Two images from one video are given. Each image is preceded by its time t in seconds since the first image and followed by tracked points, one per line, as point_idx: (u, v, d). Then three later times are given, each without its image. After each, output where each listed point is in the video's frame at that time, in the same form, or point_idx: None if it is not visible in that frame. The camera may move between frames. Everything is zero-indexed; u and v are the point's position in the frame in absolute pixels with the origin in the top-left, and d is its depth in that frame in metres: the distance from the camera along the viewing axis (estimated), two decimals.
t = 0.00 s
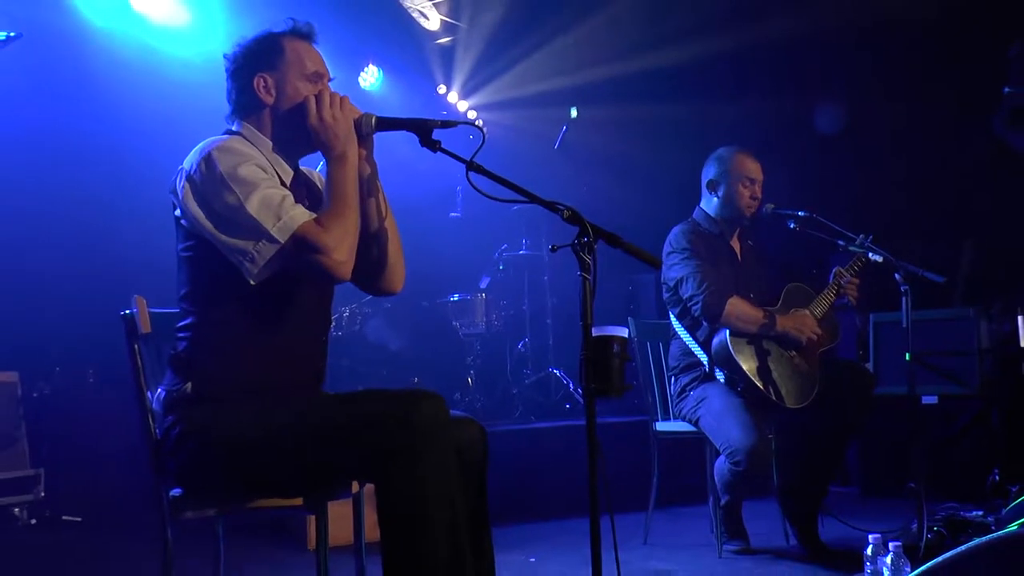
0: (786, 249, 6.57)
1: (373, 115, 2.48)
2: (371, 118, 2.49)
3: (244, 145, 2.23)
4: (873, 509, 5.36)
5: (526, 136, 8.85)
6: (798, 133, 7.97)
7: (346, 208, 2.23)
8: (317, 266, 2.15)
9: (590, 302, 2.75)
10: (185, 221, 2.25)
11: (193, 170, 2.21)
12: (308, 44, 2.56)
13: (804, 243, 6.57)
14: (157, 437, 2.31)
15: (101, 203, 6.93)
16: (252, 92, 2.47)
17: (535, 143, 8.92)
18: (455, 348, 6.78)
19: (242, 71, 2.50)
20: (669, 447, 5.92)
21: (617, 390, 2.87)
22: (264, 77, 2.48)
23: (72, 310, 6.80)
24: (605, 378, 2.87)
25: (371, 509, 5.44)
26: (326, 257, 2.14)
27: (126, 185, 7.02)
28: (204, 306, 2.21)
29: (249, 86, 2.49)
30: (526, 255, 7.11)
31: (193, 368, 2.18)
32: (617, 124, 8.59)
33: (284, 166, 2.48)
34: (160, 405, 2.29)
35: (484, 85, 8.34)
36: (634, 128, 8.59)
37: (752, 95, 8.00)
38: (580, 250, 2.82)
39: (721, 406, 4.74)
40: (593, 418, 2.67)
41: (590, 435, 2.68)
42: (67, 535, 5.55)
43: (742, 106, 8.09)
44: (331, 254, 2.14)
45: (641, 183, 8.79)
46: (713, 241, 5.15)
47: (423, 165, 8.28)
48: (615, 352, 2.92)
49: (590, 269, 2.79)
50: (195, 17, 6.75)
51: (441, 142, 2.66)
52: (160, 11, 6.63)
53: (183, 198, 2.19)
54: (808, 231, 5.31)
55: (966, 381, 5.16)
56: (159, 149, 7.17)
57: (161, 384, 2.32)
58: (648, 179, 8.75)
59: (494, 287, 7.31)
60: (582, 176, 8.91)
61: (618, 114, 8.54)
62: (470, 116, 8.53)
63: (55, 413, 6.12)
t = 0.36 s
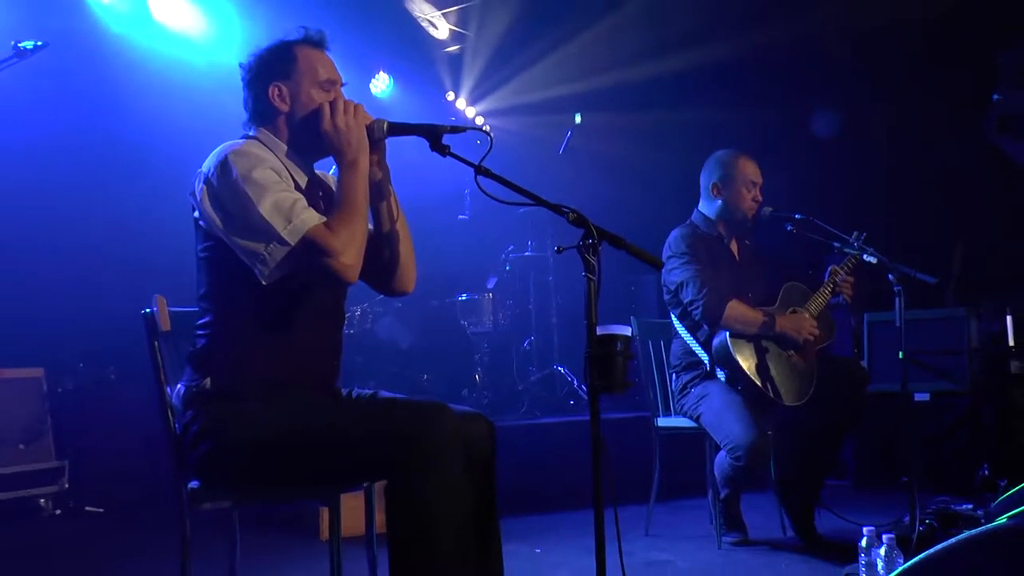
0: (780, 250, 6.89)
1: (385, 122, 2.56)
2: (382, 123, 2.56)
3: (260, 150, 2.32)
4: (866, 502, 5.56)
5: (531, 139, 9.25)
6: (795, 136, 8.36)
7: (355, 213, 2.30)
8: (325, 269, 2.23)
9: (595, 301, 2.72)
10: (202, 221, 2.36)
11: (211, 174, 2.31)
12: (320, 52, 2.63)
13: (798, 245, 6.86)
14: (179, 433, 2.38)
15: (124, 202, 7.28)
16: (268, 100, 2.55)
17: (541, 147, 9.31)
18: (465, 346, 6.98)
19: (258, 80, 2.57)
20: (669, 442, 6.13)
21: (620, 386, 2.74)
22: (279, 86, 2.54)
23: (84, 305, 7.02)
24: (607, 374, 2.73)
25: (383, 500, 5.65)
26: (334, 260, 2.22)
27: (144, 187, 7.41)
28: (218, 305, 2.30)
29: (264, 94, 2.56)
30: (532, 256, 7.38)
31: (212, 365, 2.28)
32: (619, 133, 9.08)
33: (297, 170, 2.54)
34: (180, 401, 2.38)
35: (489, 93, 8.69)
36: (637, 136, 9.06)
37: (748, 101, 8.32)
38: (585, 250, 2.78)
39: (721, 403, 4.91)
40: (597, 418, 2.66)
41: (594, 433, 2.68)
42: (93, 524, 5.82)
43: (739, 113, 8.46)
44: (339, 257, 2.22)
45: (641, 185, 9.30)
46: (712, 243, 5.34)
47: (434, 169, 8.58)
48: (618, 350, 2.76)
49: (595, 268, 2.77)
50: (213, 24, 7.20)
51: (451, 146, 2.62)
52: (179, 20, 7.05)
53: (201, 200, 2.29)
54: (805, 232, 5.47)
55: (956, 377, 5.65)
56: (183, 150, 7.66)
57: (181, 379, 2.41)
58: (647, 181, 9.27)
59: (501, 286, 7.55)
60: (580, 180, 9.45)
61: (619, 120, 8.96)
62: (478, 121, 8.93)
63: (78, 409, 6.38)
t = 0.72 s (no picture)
0: (777, 250, 7.11)
1: (394, 124, 2.56)
2: (390, 125, 2.58)
3: (272, 152, 2.39)
4: (860, 495, 5.73)
5: (535, 142, 9.47)
6: (794, 137, 8.54)
7: (363, 212, 2.34)
8: (333, 268, 2.27)
9: (598, 298, 2.82)
10: (217, 223, 2.44)
11: (225, 176, 2.39)
12: (324, 55, 2.68)
13: (794, 245, 7.08)
14: (196, 425, 2.50)
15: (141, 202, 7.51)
16: (278, 106, 2.60)
17: (545, 149, 9.54)
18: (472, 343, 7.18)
19: (267, 89, 2.61)
20: (669, 435, 6.35)
21: (623, 380, 2.82)
22: (289, 92, 2.59)
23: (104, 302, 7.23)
24: (609, 368, 2.81)
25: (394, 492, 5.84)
26: (342, 259, 2.27)
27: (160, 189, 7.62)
28: (234, 304, 2.39)
29: (275, 102, 2.61)
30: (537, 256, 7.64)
31: (228, 362, 2.37)
32: (622, 136, 9.27)
33: (309, 173, 2.59)
34: (196, 396, 2.48)
35: (496, 97, 8.93)
36: (640, 139, 9.26)
37: (749, 105, 8.51)
38: (587, 250, 2.89)
39: (722, 398, 5.08)
40: (600, 412, 2.76)
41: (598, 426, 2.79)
42: (116, 514, 6.05)
43: (738, 116, 8.63)
44: (346, 256, 2.27)
45: (643, 187, 9.48)
46: (713, 242, 5.51)
47: (441, 171, 8.77)
48: (621, 345, 2.85)
49: (598, 267, 2.88)
50: (229, 30, 7.49)
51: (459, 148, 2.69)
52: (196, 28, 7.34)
53: (215, 201, 2.37)
54: (801, 231, 5.65)
55: (946, 371, 6.04)
56: (201, 153, 7.92)
57: (197, 374, 2.51)
58: (648, 184, 9.47)
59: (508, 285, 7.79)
60: (584, 181, 9.63)
61: (623, 123, 9.17)
62: (484, 124, 9.15)
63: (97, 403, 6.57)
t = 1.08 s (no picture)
0: (773, 249, 7.19)
1: (395, 124, 2.62)
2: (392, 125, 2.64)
3: (274, 150, 2.47)
4: (855, 491, 5.81)
5: (534, 143, 9.56)
6: (789, 145, 8.54)
7: (362, 212, 2.41)
8: (333, 265, 2.34)
9: (596, 297, 2.86)
10: (221, 221, 2.52)
11: (229, 174, 2.46)
12: (324, 56, 2.75)
13: (790, 245, 7.18)
14: (200, 420, 2.57)
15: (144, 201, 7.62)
16: (280, 107, 2.68)
17: (544, 150, 9.63)
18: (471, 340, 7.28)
19: (269, 90, 2.69)
20: (667, 432, 6.45)
21: (620, 377, 2.87)
22: (290, 93, 2.67)
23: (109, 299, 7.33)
24: (607, 365, 2.86)
25: (394, 487, 5.92)
26: (341, 257, 2.34)
27: (162, 188, 7.73)
28: (236, 300, 2.47)
29: (277, 103, 2.68)
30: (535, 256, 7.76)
31: (230, 360, 2.44)
32: (620, 136, 9.37)
33: (310, 172, 2.62)
34: (199, 392, 2.55)
35: (496, 98, 9.04)
36: (639, 138, 9.34)
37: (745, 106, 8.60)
38: (585, 249, 2.94)
39: (719, 395, 5.14)
40: (598, 409, 2.80)
41: (596, 423, 2.82)
42: (121, 511, 6.12)
43: (735, 117, 8.71)
44: (346, 254, 2.34)
45: (642, 187, 9.56)
46: (710, 241, 5.56)
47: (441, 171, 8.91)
48: (619, 344, 2.90)
49: (595, 266, 2.91)
50: (234, 32, 7.63)
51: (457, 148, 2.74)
52: (203, 32, 7.50)
53: (219, 199, 2.45)
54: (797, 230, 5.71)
55: (941, 370, 6.13)
56: (204, 151, 8.02)
57: (200, 371, 2.58)
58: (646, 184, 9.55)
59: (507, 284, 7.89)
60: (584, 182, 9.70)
61: (622, 124, 9.26)
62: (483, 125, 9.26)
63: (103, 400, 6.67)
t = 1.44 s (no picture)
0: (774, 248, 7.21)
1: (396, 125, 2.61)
2: (394, 126, 2.63)
3: (277, 143, 2.47)
4: (856, 491, 5.81)
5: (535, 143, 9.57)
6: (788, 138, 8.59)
7: (360, 210, 2.40)
8: (329, 260, 2.34)
9: (597, 298, 2.84)
10: (221, 217, 2.53)
11: (232, 166, 2.47)
12: (331, 60, 2.76)
13: (791, 245, 7.18)
14: (200, 418, 2.58)
15: (145, 200, 7.65)
16: (282, 105, 2.68)
17: (546, 150, 9.66)
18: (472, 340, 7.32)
19: (273, 88, 2.70)
20: (668, 432, 6.46)
21: (621, 377, 2.86)
22: (293, 92, 2.67)
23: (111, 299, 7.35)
24: (609, 365, 2.85)
25: (394, 486, 5.94)
26: (337, 253, 2.34)
27: (163, 187, 7.75)
28: (236, 296, 2.47)
29: (280, 100, 2.69)
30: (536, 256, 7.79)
31: (230, 357, 2.45)
32: (621, 137, 9.38)
33: (310, 170, 2.63)
34: (200, 390, 2.55)
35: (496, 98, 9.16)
36: (640, 138, 9.34)
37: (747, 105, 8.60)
38: (587, 249, 2.93)
39: (720, 395, 5.14)
40: (600, 409, 2.79)
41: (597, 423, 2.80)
42: (122, 510, 6.14)
43: (736, 117, 8.72)
44: (342, 250, 2.34)
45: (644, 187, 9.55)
46: (711, 241, 5.56)
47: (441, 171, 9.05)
48: (620, 343, 2.89)
49: (596, 265, 2.90)
50: (235, 32, 7.55)
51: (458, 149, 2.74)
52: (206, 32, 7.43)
53: (220, 191, 2.46)
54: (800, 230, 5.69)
55: (943, 369, 6.13)
56: (202, 147, 7.97)
57: (201, 370, 2.59)
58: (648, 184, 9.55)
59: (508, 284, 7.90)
60: (586, 182, 9.71)
61: (624, 124, 9.27)
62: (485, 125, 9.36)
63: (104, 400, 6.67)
